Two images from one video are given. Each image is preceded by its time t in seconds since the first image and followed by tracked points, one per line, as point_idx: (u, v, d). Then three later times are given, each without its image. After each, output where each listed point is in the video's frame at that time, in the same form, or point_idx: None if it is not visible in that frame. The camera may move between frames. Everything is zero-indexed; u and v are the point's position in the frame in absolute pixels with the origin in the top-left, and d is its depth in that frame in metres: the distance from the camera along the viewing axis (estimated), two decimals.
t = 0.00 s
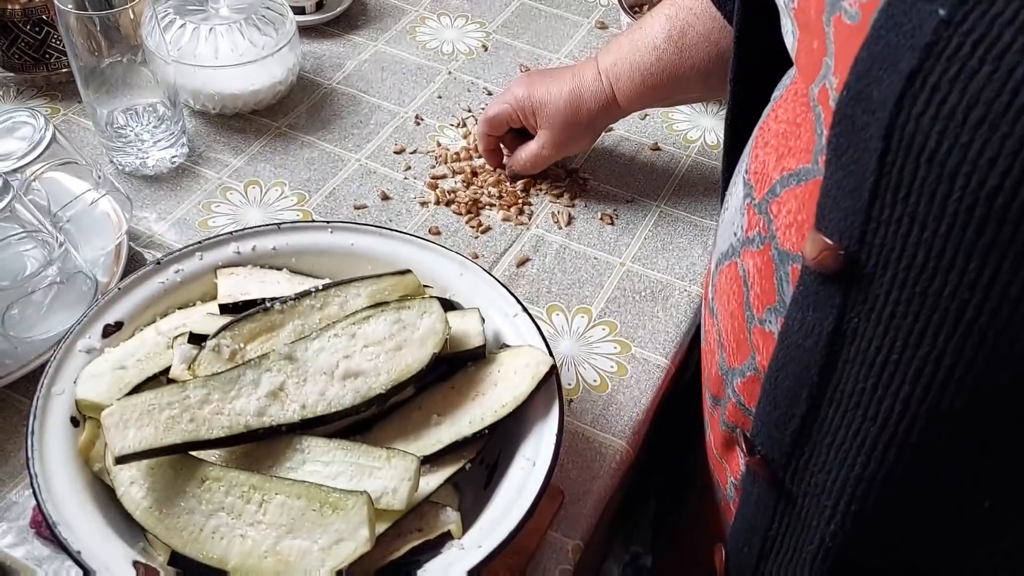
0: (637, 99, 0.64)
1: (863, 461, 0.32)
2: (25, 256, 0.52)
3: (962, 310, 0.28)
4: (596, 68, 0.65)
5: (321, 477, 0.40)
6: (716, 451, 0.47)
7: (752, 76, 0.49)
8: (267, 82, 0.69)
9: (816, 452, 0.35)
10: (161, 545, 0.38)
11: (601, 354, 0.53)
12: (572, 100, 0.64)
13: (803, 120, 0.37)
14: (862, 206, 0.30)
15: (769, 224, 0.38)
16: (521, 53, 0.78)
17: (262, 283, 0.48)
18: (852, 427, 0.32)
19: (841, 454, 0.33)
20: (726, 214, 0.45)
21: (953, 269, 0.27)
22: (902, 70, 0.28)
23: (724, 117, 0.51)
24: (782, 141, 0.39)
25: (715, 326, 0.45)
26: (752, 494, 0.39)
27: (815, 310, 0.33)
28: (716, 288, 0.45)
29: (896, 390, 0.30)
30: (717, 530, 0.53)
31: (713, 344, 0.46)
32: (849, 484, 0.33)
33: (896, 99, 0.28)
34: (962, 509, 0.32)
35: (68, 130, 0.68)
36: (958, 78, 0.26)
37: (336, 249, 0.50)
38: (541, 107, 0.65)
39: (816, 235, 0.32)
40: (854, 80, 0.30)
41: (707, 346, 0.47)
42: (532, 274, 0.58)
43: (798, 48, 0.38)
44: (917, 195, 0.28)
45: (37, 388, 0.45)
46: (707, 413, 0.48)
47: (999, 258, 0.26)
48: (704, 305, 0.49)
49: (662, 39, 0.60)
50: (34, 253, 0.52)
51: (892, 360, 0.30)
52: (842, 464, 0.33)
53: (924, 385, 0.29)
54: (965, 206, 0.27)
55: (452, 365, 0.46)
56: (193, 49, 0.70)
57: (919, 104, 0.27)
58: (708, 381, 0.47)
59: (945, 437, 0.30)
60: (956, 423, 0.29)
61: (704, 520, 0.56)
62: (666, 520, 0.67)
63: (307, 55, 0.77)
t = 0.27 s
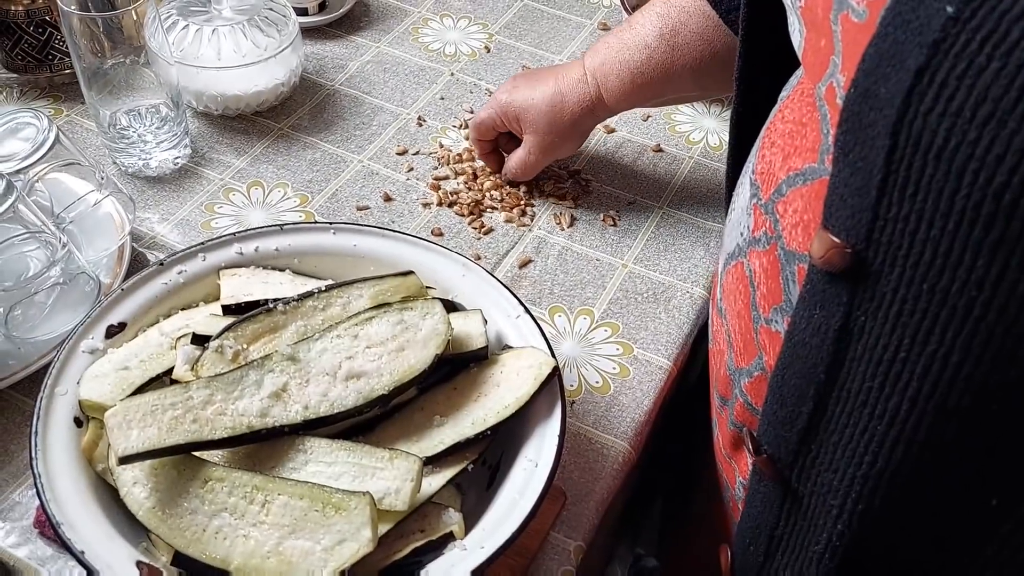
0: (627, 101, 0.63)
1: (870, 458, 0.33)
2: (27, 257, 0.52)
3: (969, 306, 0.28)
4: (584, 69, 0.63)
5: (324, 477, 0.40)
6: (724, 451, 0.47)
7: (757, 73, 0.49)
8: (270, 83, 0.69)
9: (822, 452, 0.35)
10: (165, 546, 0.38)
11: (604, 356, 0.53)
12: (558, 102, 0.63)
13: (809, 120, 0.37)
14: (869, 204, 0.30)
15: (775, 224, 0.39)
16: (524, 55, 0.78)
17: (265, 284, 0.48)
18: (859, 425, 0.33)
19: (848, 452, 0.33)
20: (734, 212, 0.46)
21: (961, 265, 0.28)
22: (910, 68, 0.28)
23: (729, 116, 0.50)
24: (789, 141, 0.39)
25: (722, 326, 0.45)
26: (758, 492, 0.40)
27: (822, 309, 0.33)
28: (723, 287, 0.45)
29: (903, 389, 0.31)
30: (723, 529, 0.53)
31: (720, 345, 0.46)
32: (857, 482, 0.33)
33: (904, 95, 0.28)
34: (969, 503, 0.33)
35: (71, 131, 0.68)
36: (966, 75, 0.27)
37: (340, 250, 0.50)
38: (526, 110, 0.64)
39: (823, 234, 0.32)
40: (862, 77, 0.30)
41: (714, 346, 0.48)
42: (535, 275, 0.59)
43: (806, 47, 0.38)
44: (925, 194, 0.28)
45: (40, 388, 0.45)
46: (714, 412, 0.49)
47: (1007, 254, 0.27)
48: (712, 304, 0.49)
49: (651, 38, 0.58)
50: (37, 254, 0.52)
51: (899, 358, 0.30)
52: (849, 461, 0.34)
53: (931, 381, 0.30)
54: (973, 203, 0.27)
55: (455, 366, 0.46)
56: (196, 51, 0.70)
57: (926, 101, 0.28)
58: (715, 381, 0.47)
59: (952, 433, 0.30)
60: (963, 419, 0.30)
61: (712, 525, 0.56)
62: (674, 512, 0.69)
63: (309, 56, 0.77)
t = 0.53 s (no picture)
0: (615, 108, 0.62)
1: (870, 462, 0.33)
2: (28, 264, 0.52)
3: (970, 310, 0.28)
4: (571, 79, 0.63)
5: (324, 484, 0.40)
6: (728, 457, 0.47)
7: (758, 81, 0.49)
8: (270, 90, 0.70)
9: (823, 456, 0.35)
10: (164, 552, 0.38)
11: (603, 363, 0.54)
12: (549, 111, 0.63)
13: (810, 126, 0.37)
14: (870, 207, 0.30)
15: (777, 229, 0.39)
16: (524, 62, 0.78)
17: (265, 291, 0.48)
18: (860, 429, 0.33)
19: (848, 457, 0.34)
20: (736, 218, 0.46)
21: (962, 268, 0.28)
22: (910, 71, 0.28)
23: (731, 122, 0.50)
24: (790, 147, 0.39)
25: (726, 331, 0.45)
26: (757, 500, 0.40)
27: (822, 313, 0.33)
28: (726, 293, 0.45)
29: (903, 393, 0.31)
30: (726, 534, 0.53)
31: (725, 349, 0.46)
32: (858, 486, 0.34)
33: (904, 98, 0.28)
34: (971, 506, 0.33)
35: (72, 138, 0.68)
36: (966, 78, 0.27)
37: (340, 257, 0.50)
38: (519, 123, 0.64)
39: (824, 237, 0.32)
40: (862, 81, 0.30)
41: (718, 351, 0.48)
42: (535, 282, 0.59)
43: (808, 52, 0.38)
44: (925, 196, 0.28)
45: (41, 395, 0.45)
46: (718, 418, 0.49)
47: (1007, 258, 0.27)
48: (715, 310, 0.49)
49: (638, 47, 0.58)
50: (38, 260, 0.52)
51: (899, 362, 0.31)
52: (851, 465, 0.34)
53: (931, 385, 0.30)
54: (974, 206, 0.27)
55: (455, 373, 0.46)
56: (197, 59, 0.70)
57: (927, 104, 0.28)
58: (720, 386, 0.47)
59: (952, 437, 0.31)
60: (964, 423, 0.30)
61: (711, 532, 0.57)
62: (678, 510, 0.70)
63: (310, 64, 0.77)
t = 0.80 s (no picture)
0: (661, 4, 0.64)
1: (869, 475, 0.33)
2: (26, 271, 0.52)
3: (966, 325, 0.28)
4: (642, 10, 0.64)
5: (321, 492, 0.40)
6: (723, 467, 0.48)
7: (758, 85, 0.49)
8: (269, 97, 0.70)
9: (821, 467, 0.35)
10: (160, 560, 0.38)
11: (601, 370, 0.53)
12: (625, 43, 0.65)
13: (805, 136, 0.37)
14: (866, 221, 0.30)
15: (771, 240, 0.39)
16: (521, 69, 0.78)
17: (262, 298, 0.48)
18: (857, 441, 0.33)
19: (846, 469, 0.34)
20: (731, 227, 0.46)
21: (958, 284, 0.28)
22: (907, 85, 0.28)
23: (731, 127, 0.51)
24: (784, 156, 0.39)
25: (721, 341, 0.45)
26: (753, 509, 0.40)
27: (819, 325, 0.33)
28: (722, 303, 0.45)
29: (901, 406, 0.31)
30: (723, 542, 0.54)
31: (721, 360, 0.46)
32: (855, 498, 0.34)
33: (901, 111, 0.28)
34: (968, 517, 0.33)
35: (70, 145, 0.68)
36: (962, 93, 0.27)
37: (337, 264, 0.51)
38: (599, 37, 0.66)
39: (820, 251, 0.32)
40: (860, 94, 0.30)
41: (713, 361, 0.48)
42: (532, 289, 0.59)
43: (804, 61, 0.37)
44: (922, 210, 0.28)
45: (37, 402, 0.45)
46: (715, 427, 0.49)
47: (1003, 274, 0.27)
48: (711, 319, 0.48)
49: None
50: (35, 267, 0.52)
51: (896, 376, 0.30)
52: (848, 478, 0.34)
53: (929, 399, 0.30)
54: (970, 222, 0.27)
55: (453, 380, 0.46)
56: (196, 66, 0.70)
57: (923, 118, 0.27)
58: (714, 397, 0.47)
59: (950, 450, 0.30)
60: (962, 437, 0.30)
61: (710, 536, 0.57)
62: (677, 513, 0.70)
63: (309, 71, 0.77)
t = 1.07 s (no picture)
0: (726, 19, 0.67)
1: (847, 469, 0.32)
2: (27, 275, 0.52)
3: (939, 323, 0.28)
4: None
5: (321, 496, 0.40)
6: (723, 459, 0.47)
7: (775, 77, 0.49)
8: (269, 100, 0.70)
9: (807, 459, 0.35)
10: (160, 565, 0.37)
11: (601, 373, 0.53)
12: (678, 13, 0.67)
13: (812, 132, 0.37)
14: (851, 218, 0.30)
15: (773, 233, 0.39)
16: (521, 72, 0.78)
17: (262, 301, 0.48)
18: (839, 435, 0.32)
19: (829, 460, 0.33)
20: (741, 217, 0.45)
21: (931, 284, 0.28)
22: (890, 87, 0.28)
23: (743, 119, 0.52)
24: (792, 152, 0.39)
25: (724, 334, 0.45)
26: (745, 498, 0.40)
27: (807, 319, 0.33)
28: (727, 294, 0.45)
29: (880, 400, 0.30)
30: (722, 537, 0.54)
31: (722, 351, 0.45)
32: (835, 492, 0.33)
33: (883, 114, 0.28)
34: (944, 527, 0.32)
35: (70, 149, 0.68)
36: (938, 99, 0.27)
37: (337, 267, 0.50)
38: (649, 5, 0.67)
39: (810, 245, 0.32)
40: (850, 95, 0.30)
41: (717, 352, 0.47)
42: (533, 292, 0.59)
43: (813, 56, 0.37)
44: (900, 211, 0.28)
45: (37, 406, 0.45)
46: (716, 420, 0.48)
47: (974, 274, 0.27)
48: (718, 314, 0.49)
49: None
50: (36, 271, 0.52)
51: (876, 370, 0.30)
52: (829, 472, 0.33)
53: (906, 394, 0.29)
54: (942, 221, 0.27)
55: (453, 383, 0.45)
56: (196, 70, 0.70)
57: (903, 121, 0.28)
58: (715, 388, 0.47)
59: (927, 448, 0.30)
60: (938, 435, 0.29)
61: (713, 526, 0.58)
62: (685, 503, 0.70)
63: (309, 74, 0.77)
